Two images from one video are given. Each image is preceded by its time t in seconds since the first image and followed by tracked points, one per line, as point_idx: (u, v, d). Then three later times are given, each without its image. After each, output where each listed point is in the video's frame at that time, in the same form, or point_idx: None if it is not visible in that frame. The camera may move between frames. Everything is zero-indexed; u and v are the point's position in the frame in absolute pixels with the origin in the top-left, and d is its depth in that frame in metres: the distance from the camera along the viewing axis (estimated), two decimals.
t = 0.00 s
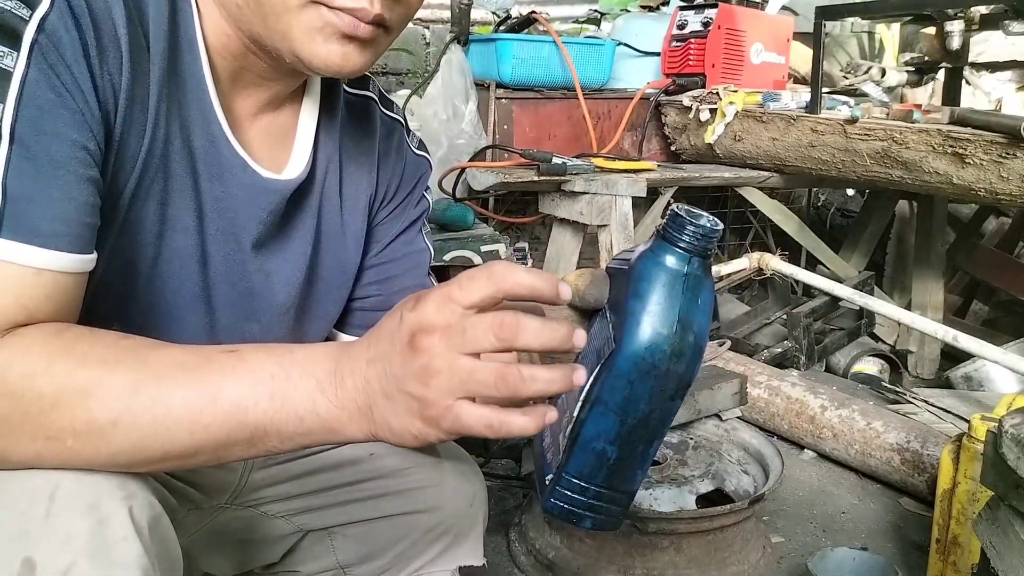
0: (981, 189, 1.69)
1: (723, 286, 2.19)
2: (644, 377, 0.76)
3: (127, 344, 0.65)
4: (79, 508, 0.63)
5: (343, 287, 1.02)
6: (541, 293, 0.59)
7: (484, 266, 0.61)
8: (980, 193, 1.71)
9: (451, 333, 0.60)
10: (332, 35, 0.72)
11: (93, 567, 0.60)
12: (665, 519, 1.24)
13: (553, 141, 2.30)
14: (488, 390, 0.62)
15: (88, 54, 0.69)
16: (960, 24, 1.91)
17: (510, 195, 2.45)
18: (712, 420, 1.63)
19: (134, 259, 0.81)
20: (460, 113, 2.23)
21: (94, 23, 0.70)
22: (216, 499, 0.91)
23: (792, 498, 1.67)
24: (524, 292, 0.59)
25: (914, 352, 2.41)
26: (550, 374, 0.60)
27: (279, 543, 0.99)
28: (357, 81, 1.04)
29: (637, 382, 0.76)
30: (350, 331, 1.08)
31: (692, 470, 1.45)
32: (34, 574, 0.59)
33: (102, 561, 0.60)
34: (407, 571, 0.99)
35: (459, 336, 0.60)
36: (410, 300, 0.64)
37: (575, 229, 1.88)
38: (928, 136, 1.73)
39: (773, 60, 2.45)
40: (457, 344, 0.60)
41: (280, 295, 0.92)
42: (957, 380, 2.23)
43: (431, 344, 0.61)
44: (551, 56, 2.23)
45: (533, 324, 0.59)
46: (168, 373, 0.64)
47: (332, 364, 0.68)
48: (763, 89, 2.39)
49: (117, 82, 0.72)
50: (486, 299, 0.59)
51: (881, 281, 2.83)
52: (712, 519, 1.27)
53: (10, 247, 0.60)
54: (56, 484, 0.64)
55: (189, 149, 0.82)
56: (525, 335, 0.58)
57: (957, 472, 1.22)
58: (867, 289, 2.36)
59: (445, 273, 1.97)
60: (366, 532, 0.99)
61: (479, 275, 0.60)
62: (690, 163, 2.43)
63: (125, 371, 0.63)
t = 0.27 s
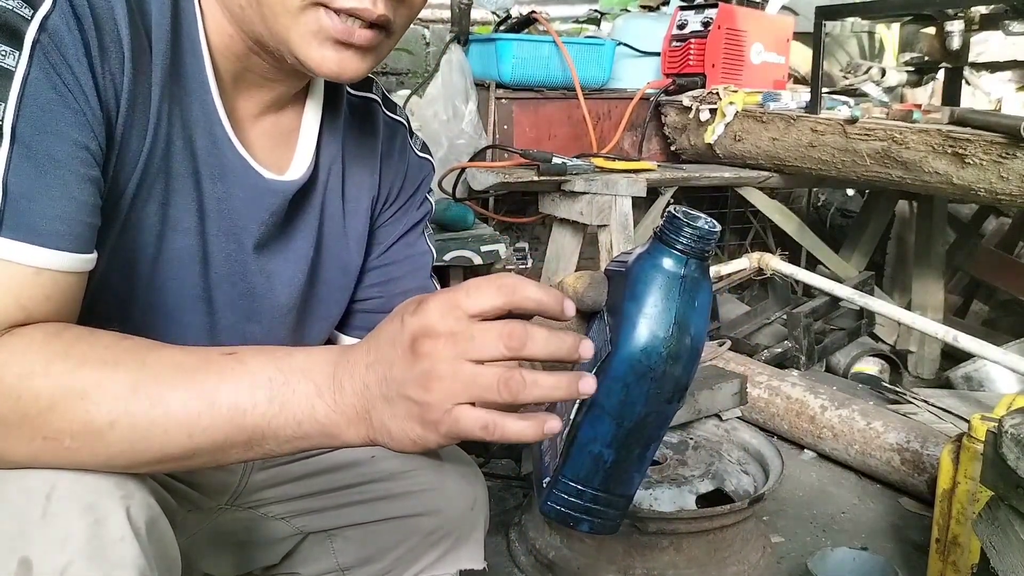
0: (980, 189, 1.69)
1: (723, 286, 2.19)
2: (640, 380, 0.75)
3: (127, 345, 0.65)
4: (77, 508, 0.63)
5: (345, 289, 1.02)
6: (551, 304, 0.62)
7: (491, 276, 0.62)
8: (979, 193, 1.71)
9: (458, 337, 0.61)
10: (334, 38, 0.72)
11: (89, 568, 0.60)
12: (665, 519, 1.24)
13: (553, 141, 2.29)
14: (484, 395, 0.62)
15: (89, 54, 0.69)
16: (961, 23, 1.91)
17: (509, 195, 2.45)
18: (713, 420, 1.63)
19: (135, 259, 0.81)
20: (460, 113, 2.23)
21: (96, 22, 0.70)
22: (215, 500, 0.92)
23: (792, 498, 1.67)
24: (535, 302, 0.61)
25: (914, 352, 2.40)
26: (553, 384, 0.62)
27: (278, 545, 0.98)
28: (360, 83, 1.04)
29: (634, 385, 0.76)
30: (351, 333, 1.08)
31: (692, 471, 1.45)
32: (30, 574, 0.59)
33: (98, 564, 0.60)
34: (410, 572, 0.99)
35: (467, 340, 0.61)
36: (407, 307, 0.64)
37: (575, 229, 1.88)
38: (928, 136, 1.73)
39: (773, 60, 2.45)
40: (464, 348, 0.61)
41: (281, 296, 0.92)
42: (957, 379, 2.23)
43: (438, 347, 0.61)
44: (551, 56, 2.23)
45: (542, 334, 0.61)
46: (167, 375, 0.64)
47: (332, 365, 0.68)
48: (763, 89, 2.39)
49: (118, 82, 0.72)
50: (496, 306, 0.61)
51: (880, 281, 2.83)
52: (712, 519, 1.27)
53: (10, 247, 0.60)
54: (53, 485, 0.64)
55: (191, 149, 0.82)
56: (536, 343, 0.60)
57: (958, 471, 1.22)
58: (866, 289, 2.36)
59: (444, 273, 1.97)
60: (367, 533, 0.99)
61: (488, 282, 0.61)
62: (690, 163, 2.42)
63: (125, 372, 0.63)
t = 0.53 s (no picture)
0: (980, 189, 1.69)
1: (723, 286, 2.19)
2: (634, 379, 0.75)
3: (125, 346, 0.65)
4: (76, 507, 0.62)
5: (346, 290, 1.01)
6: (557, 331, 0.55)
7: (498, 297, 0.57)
8: (980, 193, 1.71)
9: (457, 364, 0.57)
10: (337, 38, 0.72)
11: (91, 567, 0.59)
12: (664, 518, 1.24)
13: (552, 141, 2.29)
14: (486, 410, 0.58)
15: (91, 54, 0.69)
16: (960, 23, 1.90)
17: (509, 195, 2.45)
18: (712, 419, 1.63)
19: (136, 259, 0.81)
20: (460, 113, 2.23)
21: (98, 23, 0.70)
22: (215, 500, 0.91)
23: (792, 498, 1.67)
24: (540, 331, 0.55)
25: (914, 352, 2.40)
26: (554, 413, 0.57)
27: (279, 545, 0.98)
28: (362, 85, 1.03)
29: (628, 384, 0.75)
30: (352, 335, 1.08)
31: (692, 471, 1.45)
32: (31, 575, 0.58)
33: (99, 563, 0.60)
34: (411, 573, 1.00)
35: (466, 368, 0.57)
36: (418, 320, 0.61)
37: (575, 229, 1.88)
38: (928, 136, 1.73)
39: (773, 60, 2.45)
40: (462, 375, 0.57)
41: (282, 297, 0.92)
42: (957, 380, 2.23)
43: (437, 371, 0.58)
44: (551, 56, 2.23)
45: (544, 366, 0.55)
46: (166, 376, 0.64)
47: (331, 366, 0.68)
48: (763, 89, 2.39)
49: (120, 83, 0.72)
50: (497, 333, 0.56)
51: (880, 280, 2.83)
52: (712, 519, 1.27)
53: (10, 247, 0.60)
54: (52, 484, 0.64)
55: (192, 150, 0.82)
56: (536, 374, 0.55)
57: (958, 471, 1.22)
58: (867, 289, 2.36)
59: (444, 273, 1.97)
60: (368, 535, 1.00)
61: (492, 305, 0.56)
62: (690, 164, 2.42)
63: (124, 373, 0.63)
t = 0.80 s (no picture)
0: (980, 189, 1.69)
1: (722, 286, 2.19)
2: (596, 357, 0.69)
3: (126, 346, 0.65)
4: (78, 508, 0.63)
5: (346, 289, 1.01)
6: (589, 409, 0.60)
7: (536, 368, 0.59)
8: (980, 193, 1.71)
9: (490, 431, 0.59)
10: (338, 36, 0.72)
11: (92, 568, 0.59)
12: (664, 518, 1.24)
13: (552, 141, 2.29)
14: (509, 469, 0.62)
15: (95, 52, 0.69)
16: (960, 23, 1.90)
17: (509, 195, 2.45)
18: (713, 419, 1.63)
19: (138, 258, 0.81)
20: (459, 113, 2.24)
21: (102, 21, 0.70)
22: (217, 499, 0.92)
23: (792, 498, 1.67)
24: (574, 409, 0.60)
25: (914, 352, 2.40)
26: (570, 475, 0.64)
27: (278, 546, 0.98)
28: (362, 84, 1.03)
29: (589, 361, 0.70)
30: (352, 334, 1.08)
31: (692, 470, 1.45)
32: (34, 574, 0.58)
33: (101, 564, 0.60)
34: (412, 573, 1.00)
35: (500, 437, 0.59)
36: (449, 371, 0.60)
37: (574, 229, 1.88)
38: (928, 136, 1.73)
39: (773, 60, 2.45)
40: (495, 441, 0.60)
41: (283, 296, 0.92)
42: (957, 380, 2.23)
43: (470, 433, 0.60)
44: (551, 56, 2.23)
45: (573, 442, 0.61)
46: (167, 377, 0.64)
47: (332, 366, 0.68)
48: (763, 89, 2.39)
49: (123, 81, 0.72)
50: (535, 406, 0.59)
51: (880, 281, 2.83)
52: (712, 519, 1.27)
53: (12, 245, 0.60)
54: (55, 485, 0.64)
55: (194, 148, 0.82)
56: (569, 450, 0.60)
57: (958, 472, 1.22)
58: (866, 289, 2.36)
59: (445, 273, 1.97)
60: (368, 533, 1.00)
61: (531, 378, 0.59)
62: (689, 164, 2.42)
63: (125, 373, 0.63)
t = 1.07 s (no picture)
0: (982, 189, 1.68)
1: (723, 286, 2.18)
2: (589, 359, 0.70)
3: (127, 349, 0.64)
4: (81, 510, 0.62)
5: (344, 290, 1.01)
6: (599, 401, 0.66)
7: (550, 368, 0.65)
8: (982, 193, 1.70)
9: (511, 429, 0.64)
10: (339, 36, 0.71)
11: (96, 569, 0.59)
12: (665, 519, 1.24)
13: (552, 141, 2.28)
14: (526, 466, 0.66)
15: (96, 50, 0.68)
16: (962, 23, 1.90)
17: (510, 194, 2.45)
18: (714, 420, 1.63)
19: (137, 258, 0.80)
20: (459, 112, 2.23)
21: (102, 18, 0.69)
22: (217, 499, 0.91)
23: (793, 498, 1.66)
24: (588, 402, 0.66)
25: (917, 352, 2.39)
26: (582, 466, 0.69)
27: (278, 547, 0.97)
28: (360, 83, 1.02)
29: (583, 364, 0.71)
30: (352, 334, 1.07)
31: (693, 471, 1.44)
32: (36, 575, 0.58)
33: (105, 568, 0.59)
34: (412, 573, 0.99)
35: (520, 434, 0.64)
36: (465, 375, 0.63)
37: (575, 229, 1.87)
38: (930, 136, 1.72)
39: (774, 59, 2.44)
40: (515, 438, 0.64)
41: (281, 296, 0.91)
42: (958, 380, 2.22)
43: (490, 434, 0.64)
44: (551, 55, 2.23)
45: (587, 434, 0.66)
46: (170, 379, 0.63)
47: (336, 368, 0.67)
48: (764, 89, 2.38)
49: (124, 80, 0.71)
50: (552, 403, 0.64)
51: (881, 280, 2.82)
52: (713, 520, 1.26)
53: (13, 244, 0.59)
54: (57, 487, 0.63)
55: (193, 147, 0.81)
56: (584, 442, 0.66)
57: (960, 473, 1.21)
58: (868, 289, 2.35)
59: (444, 273, 1.97)
60: (370, 535, 0.99)
61: (547, 378, 0.64)
62: (690, 163, 2.41)
63: (127, 375, 0.62)
